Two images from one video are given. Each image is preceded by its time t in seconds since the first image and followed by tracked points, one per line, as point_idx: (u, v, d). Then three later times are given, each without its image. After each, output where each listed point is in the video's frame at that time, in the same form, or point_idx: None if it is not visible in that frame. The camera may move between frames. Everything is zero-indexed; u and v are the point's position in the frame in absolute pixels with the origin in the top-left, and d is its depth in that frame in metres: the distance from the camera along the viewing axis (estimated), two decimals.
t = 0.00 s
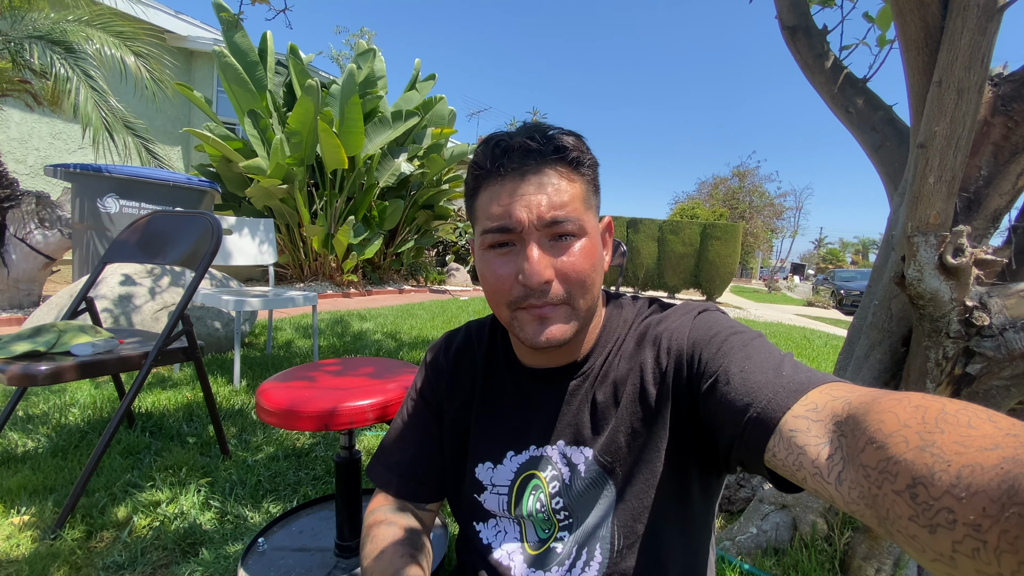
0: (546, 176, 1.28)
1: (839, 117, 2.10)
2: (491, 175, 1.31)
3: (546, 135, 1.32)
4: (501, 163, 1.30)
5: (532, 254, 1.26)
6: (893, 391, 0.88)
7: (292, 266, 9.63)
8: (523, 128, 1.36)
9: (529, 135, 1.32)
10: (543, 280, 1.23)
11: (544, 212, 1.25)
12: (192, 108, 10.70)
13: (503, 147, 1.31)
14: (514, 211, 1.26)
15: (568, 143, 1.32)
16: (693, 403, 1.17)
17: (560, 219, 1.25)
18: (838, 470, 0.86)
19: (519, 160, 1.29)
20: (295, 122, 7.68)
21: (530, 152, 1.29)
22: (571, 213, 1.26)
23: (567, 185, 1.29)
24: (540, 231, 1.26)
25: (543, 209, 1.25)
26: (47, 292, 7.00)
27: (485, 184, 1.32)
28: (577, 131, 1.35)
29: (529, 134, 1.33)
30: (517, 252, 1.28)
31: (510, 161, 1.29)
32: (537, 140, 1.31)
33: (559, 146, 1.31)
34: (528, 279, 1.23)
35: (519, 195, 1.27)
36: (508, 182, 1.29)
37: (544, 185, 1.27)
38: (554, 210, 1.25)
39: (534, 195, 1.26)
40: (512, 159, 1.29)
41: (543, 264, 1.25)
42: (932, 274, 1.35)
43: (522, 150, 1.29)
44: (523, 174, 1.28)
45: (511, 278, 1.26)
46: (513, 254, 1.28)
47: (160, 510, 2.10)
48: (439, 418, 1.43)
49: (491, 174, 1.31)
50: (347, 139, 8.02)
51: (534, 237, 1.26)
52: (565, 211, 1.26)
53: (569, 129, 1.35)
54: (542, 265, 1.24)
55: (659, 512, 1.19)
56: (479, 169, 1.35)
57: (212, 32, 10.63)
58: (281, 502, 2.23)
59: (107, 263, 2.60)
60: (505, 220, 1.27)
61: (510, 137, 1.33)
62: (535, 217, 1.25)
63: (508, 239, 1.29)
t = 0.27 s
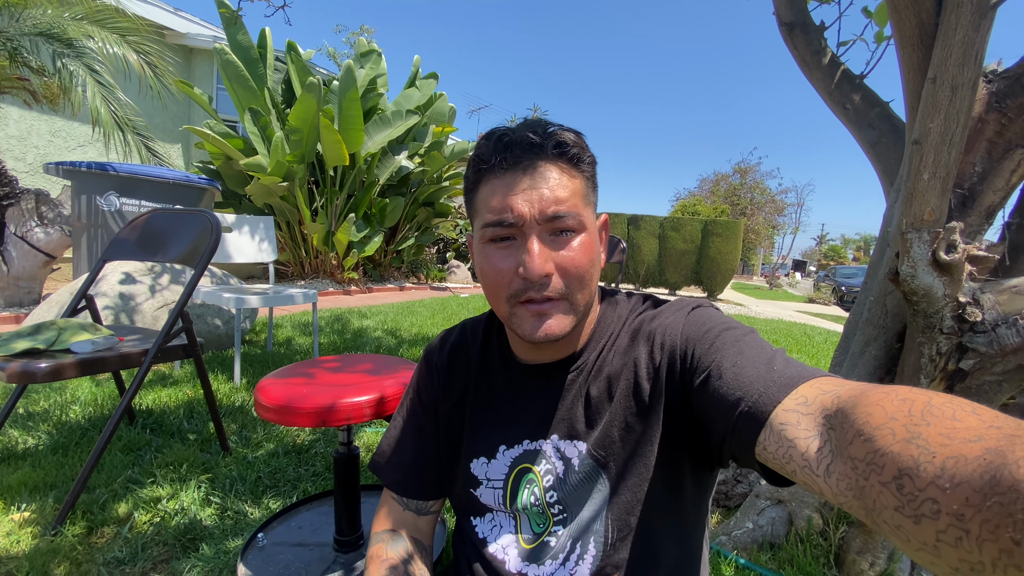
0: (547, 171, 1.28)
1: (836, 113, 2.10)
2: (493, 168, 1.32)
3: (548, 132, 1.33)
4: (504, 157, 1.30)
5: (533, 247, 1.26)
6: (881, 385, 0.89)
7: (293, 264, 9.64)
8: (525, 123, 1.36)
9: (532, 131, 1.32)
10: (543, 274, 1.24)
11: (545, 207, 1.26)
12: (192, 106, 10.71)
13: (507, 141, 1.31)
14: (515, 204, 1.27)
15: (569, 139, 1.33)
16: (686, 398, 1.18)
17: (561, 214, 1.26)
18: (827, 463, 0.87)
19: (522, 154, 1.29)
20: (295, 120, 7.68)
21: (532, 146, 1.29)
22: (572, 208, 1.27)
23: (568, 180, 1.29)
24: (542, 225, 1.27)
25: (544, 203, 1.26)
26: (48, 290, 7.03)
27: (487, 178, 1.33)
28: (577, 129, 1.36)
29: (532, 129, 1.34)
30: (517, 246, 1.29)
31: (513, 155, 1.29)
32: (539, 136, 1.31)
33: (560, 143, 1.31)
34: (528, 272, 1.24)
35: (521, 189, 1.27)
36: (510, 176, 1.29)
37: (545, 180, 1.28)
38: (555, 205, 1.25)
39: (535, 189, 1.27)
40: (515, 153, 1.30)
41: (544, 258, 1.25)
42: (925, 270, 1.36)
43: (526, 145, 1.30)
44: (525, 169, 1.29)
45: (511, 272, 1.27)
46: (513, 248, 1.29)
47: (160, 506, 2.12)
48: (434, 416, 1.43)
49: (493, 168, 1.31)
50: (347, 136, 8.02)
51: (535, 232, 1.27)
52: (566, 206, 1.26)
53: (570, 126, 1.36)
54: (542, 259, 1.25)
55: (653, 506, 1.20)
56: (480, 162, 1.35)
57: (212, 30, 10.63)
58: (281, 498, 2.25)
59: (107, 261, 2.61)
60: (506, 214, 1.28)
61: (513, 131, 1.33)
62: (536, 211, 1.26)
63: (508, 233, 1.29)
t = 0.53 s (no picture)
0: (555, 185, 1.27)
1: (839, 115, 2.08)
2: (499, 180, 1.29)
3: (556, 144, 1.31)
4: (511, 169, 1.28)
5: (540, 263, 1.25)
6: (884, 394, 0.88)
7: (293, 262, 9.63)
8: (533, 134, 1.34)
9: (540, 143, 1.30)
10: (549, 291, 1.23)
11: (553, 223, 1.24)
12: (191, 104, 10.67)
13: (515, 153, 1.29)
14: (522, 219, 1.25)
15: (577, 153, 1.31)
16: (687, 406, 1.17)
17: (568, 230, 1.24)
18: (830, 474, 0.86)
19: (530, 167, 1.27)
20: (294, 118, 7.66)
21: (540, 160, 1.27)
22: (579, 225, 1.26)
23: (575, 194, 1.28)
24: (549, 241, 1.25)
25: (551, 218, 1.24)
26: (49, 289, 7.03)
27: (493, 189, 1.30)
28: (584, 140, 1.35)
29: (540, 141, 1.32)
30: (523, 260, 1.27)
31: (520, 168, 1.27)
32: (547, 149, 1.29)
33: (568, 156, 1.29)
34: (535, 288, 1.23)
35: (528, 203, 1.25)
36: (517, 189, 1.27)
37: (552, 194, 1.26)
38: (562, 220, 1.24)
39: (543, 204, 1.25)
40: (523, 166, 1.27)
41: (551, 274, 1.24)
42: (929, 277, 1.35)
43: (534, 158, 1.28)
44: (533, 183, 1.26)
45: (517, 287, 1.25)
46: (519, 262, 1.28)
47: (160, 510, 2.12)
48: (432, 425, 1.42)
49: (500, 180, 1.29)
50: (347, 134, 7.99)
51: (542, 247, 1.25)
52: (573, 221, 1.25)
53: (578, 138, 1.35)
54: (548, 275, 1.24)
55: (654, 515, 1.19)
56: (486, 172, 1.32)
57: (211, 27, 10.58)
58: (281, 502, 2.25)
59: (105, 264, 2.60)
60: (512, 228, 1.26)
61: (521, 143, 1.31)
62: (543, 226, 1.24)
63: (514, 247, 1.28)
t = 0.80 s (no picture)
0: (556, 195, 1.25)
1: (840, 115, 2.07)
2: (498, 189, 1.28)
3: (556, 153, 1.29)
4: (511, 179, 1.26)
5: (539, 275, 1.25)
6: (885, 395, 0.88)
7: (293, 260, 9.63)
8: (533, 142, 1.32)
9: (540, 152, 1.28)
10: (549, 303, 1.23)
11: (553, 234, 1.23)
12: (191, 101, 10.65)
13: (515, 163, 1.28)
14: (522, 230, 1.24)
15: (578, 162, 1.29)
16: (687, 408, 1.17)
17: (569, 241, 1.24)
18: (831, 475, 0.85)
19: (530, 177, 1.25)
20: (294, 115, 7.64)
21: (540, 170, 1.26)
22: (579, 235, 1.25)
23: (575, 204, 1.27)
24: (549, 253, 1.25)
25: (551, 229, 1.23)
26: (49, 287, 7.03)
27: (492, 198, 1.29)
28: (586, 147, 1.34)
29: (540, 149, 1.30)
30: (523, 271, 1.27)
31: (520, 178, 1.26)
32: (547, 159, 1.28)
33: (568, 166, 1.28)
34: (534, 301, 1.23)
35: (528, 214, 1.24)
36: (517, 199, 1.25)
37: (553, 204, 1.25)
38: (563, 231, 1.23)
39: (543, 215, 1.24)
40: (523, 176, 1.26)
41: (550, 286, 1.24)
42: (931, 280, 1.35)
43: (534, 167, 1.26)
44: (533, 193, 1.25)
45: (516, 298, 1.25)
46: (519, 273, 1.27)
47: (160, 509, 2.12)
48: (431, 427, 1.42)
49: (499, 189, 1.27)
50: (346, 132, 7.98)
51: (542, 259, 1.25)
52: (574, 232, 1.24)
53: (579, 146, 1.33)
54: (548, 287, 1.24)
55: (654, 517, 1.19)
56: (486, 181, 1.30)
57: (210, 24, 10.55)
58: (280, 502, 2.25)
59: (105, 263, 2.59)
60: (511, 239, 1.25)
61: (521, 152, 1.29)
62: (543, 237, 1.23)
63: (514, 258, 1.27)
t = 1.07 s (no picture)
0: (552, 201, 1.24)
1: (841, 114, 2.07)
2: (494, 195, 1.26)
3: (552, 157, 1.28)
4: (506, 184, 1.25)
5: (536, 282, 1.24)
6: (886, 395, 0.87)
7: (292, 258, 9.61)
8: (528, 145, 1.30)
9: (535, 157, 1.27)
10: (545, 311, 1.23)
11: (549, 241, 1.22)
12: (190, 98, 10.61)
13: (510, 168, 1.26)
14: (518, 237, 1.23)
15: (575, 166, 1.28)
16: (688, 408, 1.17)
17: (566, 247, 1.23)
18: (832, 475, 0.85)
19: (526, 182, 1.24)
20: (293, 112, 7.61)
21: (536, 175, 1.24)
22: (576, 241, 1.24)
23: (572, 209, 1.25)
24: (545, 259, 1.24)
25: (548, 235, 1.22)
26: (47, 284, 7.01)
27: (488, 203, 1.27)
28: (584, 150, 1.32)
29: (535, 154, 1.28)
30: (520, 277, 1.26)
31: (516, 183, 1.24)
32: (543, 164, 1.26)
33: (565, 170, 1.27)
34: (530, 308, 1.23)
35: (524, 221, 1.23)
36: (513, 206, 1.24)
37: (549, 210, 1.23)
38: (560, 238, 1.22)
39: (539, 221, 1.23)
40: (519, 182, 1.24)
41: (546, 293, 1.24)
42: (932, 280, 1.35)
43: (529, 173, 1.24)
44: (529, 199, 1.24)
45: (513, 305, 1.25)
46: (515, 279, 1.26)
47: (159, 508, 2.11)
48: (431, 427, 1.42)
49: (495, 195, 1.26)
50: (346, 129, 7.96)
51: (538, 265, 1.24)
52: (571, 238, 1.23)
53: (577, 149, 1.32)
54: (544, 294, 1.24)
55: (654, 517, 1.18)
56: (481, 186, 1.28)
57: (210, 20, 10.52)
58: (280, 500, 2.25)
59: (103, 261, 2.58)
60: (508, 246, 1.24)
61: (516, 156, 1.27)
62: (540, 244, 1.22)
63: (510, 264, 1.26)
